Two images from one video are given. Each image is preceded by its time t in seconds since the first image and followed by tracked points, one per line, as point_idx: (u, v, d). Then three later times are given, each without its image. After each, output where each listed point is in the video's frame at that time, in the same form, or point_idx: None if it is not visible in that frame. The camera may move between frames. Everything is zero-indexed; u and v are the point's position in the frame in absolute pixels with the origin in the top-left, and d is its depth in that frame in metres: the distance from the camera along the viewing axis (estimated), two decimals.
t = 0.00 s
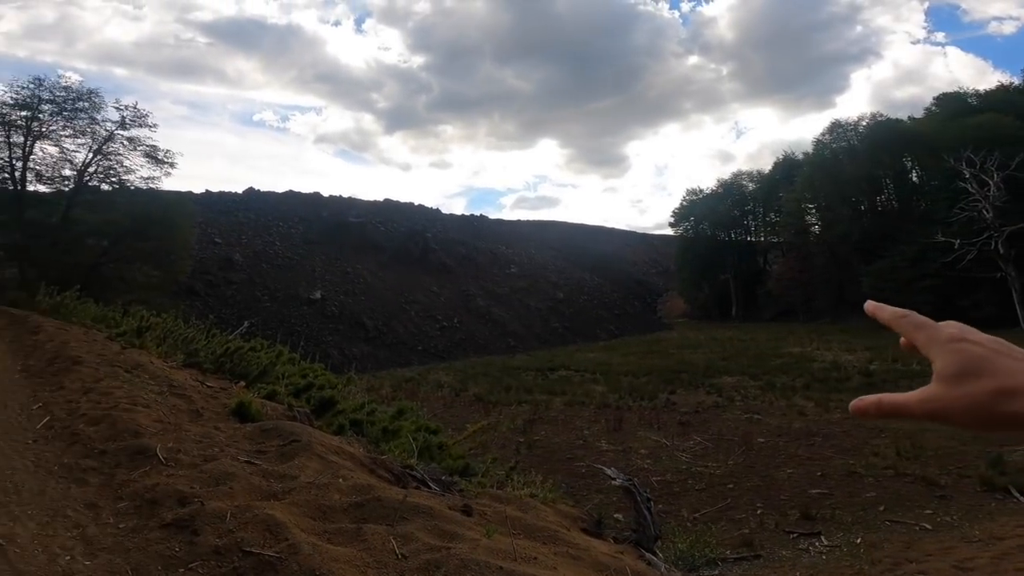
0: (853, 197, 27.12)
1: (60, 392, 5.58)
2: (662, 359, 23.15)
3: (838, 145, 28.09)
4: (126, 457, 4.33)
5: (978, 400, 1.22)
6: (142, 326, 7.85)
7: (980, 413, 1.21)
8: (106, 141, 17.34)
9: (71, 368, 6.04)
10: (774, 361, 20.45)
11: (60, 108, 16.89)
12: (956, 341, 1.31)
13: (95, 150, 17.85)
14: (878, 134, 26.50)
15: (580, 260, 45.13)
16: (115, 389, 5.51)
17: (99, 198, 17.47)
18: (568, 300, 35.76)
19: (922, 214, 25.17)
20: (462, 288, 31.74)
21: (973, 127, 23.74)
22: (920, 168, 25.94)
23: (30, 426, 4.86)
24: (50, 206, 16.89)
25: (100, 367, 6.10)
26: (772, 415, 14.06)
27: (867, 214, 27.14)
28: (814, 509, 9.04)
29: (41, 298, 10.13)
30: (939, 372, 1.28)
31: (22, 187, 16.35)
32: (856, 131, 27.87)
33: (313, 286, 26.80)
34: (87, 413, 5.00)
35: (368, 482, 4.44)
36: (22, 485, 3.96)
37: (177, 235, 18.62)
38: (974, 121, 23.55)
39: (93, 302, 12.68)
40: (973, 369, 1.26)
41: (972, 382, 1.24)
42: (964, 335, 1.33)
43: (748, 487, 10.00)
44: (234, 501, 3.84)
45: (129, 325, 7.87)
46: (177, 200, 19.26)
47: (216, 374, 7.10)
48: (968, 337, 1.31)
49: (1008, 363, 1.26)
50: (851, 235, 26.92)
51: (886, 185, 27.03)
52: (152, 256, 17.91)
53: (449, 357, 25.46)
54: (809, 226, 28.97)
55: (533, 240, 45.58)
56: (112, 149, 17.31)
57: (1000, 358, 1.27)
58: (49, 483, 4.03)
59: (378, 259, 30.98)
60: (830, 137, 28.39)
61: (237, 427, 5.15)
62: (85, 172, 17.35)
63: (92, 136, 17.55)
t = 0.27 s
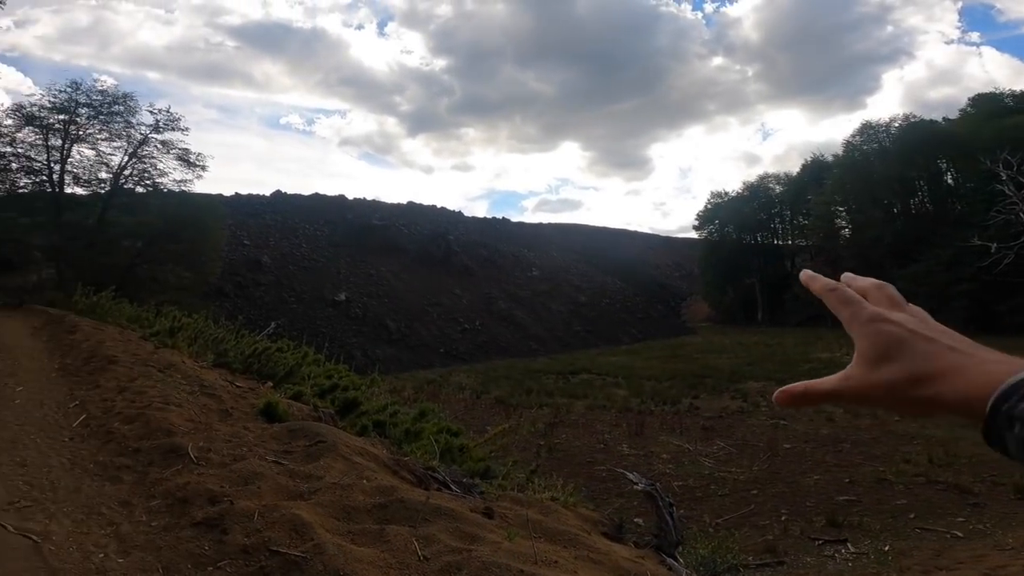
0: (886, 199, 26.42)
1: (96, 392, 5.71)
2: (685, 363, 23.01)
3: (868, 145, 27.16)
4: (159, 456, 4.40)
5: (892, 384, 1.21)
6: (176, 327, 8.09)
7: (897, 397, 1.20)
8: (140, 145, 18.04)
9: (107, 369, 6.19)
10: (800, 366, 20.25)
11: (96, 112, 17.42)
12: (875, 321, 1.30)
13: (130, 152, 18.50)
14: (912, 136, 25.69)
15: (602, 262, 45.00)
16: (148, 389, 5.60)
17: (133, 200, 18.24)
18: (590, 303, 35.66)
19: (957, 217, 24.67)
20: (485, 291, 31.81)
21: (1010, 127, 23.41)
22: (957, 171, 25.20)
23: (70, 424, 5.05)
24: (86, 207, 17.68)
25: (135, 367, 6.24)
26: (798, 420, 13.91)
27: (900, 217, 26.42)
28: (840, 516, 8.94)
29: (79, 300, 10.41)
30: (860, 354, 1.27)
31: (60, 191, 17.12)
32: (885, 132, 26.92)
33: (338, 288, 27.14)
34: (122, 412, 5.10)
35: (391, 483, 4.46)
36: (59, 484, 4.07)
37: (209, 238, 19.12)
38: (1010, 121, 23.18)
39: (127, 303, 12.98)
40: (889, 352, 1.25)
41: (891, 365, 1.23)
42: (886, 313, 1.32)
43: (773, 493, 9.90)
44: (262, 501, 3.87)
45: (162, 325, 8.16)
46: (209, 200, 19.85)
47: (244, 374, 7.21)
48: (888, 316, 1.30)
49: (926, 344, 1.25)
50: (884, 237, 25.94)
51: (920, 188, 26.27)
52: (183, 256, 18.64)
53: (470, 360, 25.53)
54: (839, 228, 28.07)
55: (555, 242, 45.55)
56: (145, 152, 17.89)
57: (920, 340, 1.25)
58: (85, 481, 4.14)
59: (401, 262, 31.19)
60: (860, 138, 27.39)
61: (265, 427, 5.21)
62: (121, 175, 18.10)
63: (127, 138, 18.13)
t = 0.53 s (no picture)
0: (922, 198, 25.77)
1: (132, 390, 5.82)
2: (710, 366, 22.86)
3: (901, 149, 27.32)
4: (192, 454, 4.46)
5: (832, 387, 1.19)
6: (207, 328, 8.27)
7: (836, 398, 1.19)
8: (174, 148, 18.40)
9: (142, 368, 6.30)
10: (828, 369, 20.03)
11: (133, 116, 17.77)
12: (816, 321, 1.26)
13: (164, 154, 18.90)
14: (946, 136, 26.05)
15: (626, 265, 44.85)
16: (182, 388, 5.69)
17: (167, 202, 18.77)
18: (613, 305, 35.55)
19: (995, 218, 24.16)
20: (508, 293, 31.84)
21: None
22: (994, 169, 24.97)
23: (106, 422, 5.15)
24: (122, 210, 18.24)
25: (169, 366, 6.35)
26: (827, 425, 13.74)
27: (936, 218, 25.78)
28: (871, 521, 8.82)
29: (113, 302, 10.63)
30: (801, 355, 1.25)
31: (98, 194, 17.44)
32: (919, 134, 27.18)
33: (364, 290, 27.43)
34: (156, 410, 5.18)
35: (414, 484, 4.48)
36: (96, 481, 4.15)
37: (240, 240, 20.08)
38: None
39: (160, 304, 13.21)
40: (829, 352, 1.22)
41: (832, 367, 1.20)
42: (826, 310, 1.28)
43: (801, 498, 9.80)
44: (289, 500, 3.90)
45: (195, 326, 8.37)
46: (238, 201, 20.52)
47: (272, 374, 7.30)
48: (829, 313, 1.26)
49: (868, 342, 1.22)
50: (919, 239, 25.25)
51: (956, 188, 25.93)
52: (214, 259, 19.33)
53: (493, 362, 25.59)
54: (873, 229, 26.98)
55: (578, 245, 45.50)
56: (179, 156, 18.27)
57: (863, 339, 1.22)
58: (121, 478, 4.22)
59: (425, 264, 31.39)
60: (892, 140, 27.66)
61: (293, 427, 5.27)
62: (155, 177, 18.52)
63: (161, 141, 18.51)
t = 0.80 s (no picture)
0: (947, 198, 24.93)
1: (156, 391, 5.89)
2: (728, 369, 22.74)
3: (925, 147, 26.25)
4: (213, 454, 4.50)
5: (845, 407, 1.18)
6: (229, 329, 8.40)
7: (846, 418, 1.18)
8: (197, 152, 18.64)
9: (166, 368, 6.38)
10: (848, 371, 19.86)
11: (156, 120, 18.01)
12: (827, 339, 1.25)
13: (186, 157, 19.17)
14: (972, 135, 25.25)
15: (643, 267, 44.72)
16: (204, 388, 5.74)
17: (191, 205, 19.10)
18: (630, 307, 35.45)
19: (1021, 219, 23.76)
20: (524, 295, 31.85)
21: None
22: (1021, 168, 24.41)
23: (131, 421, 5.23)
24: (146, 213, 18.57)
25: (192, 367, 6.42)
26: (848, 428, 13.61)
27: (962, 218, 25.09)
28: (895, 526, 8.74)
29: (139, 304, 10.80)
30: (810, 374, 1.24)
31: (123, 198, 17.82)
32: (944, 132, 26.26)
33: (381, 291, 27.66)
34: (179, 411, 5.24)
35: (430, 485, 4.49)
36: (121, 481, 4.20)
37: (262, 242, 20.34)
38: None
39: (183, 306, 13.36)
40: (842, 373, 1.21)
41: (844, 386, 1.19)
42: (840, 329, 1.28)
43: (822, 502, 9.71)
44: (308, 500, 3.93)
45: (217, 328, 8.53)
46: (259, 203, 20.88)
47: (293, 376, 7.36)
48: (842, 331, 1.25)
49: (880, 363, 1.21)
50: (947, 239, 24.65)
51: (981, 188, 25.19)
52: (239, 260, 19.73)
53: (510, 363, 25.61)
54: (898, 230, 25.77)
55: (595, 246, 45.44)
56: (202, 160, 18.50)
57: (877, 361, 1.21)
58: (145, 478, 4.27)
59: (442, 266, 31.49)
60: (917, 138, 26.68)
61: (312, 428, 5.31)
62: (179, 181, 18.78)
63: (184, 145, 18.76)
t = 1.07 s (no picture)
0: (967, 200, 24.73)
1: (174, 392, 5.95)
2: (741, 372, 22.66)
3: (943, 148, 26.14)
4: (228, 456, 4.53)
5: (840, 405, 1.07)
6: (244, 332, 8.46)
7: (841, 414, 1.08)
8: (213, 156, 18.80)
9: (183, 370, 6.44)
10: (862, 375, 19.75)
11: (174, 124, 18.14)
12: (835, 321, 1.10)
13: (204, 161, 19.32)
14: (992, 135, 24.67)
15: (655, 270, 44.65)
16: (221, 390, 5.79)
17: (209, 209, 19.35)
18: (643, 310, 35.39)
19: None
20: (536, 298, 31.86)
21: None
22: None
23: (149, 423, 5.28)
24: (165, 216, 18.71)
25: (207, 368, 6.48)
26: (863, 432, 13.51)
27: (981, 221, 24.82)
28: (912, 531, 8.67)
29: (157, 306, 10.91)
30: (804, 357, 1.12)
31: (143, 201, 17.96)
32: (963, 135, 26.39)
33: (394, 294, 27.81)
34: (195, 413, 5.29)
35: (442, 488, 4.50)
36: (138, 482, 4.24)
37: (276, 245, 20.37)
38: None
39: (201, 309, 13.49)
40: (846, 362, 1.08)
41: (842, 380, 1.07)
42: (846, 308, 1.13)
43: (837, 507, 9.64)
44: (321, 502, 3.94)
45: (234, 331, 8.65)
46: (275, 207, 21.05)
47: (305, 378, 7.40)
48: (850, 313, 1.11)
49: (889, 357, 1.08)
50: (967, 243, 24.58)
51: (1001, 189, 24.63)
52: (254, 263, 19.84)
53: (522, 366, 25.61)
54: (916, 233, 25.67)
55: (607, 250, 45.42)
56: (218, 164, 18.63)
57: (885, 355, 1.08)
58: (162, 479, 4.31)
59: (454, 269, 31.57)
60: (936, 141, 26.75)
61: (326, 430, 5.34)
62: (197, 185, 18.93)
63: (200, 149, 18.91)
